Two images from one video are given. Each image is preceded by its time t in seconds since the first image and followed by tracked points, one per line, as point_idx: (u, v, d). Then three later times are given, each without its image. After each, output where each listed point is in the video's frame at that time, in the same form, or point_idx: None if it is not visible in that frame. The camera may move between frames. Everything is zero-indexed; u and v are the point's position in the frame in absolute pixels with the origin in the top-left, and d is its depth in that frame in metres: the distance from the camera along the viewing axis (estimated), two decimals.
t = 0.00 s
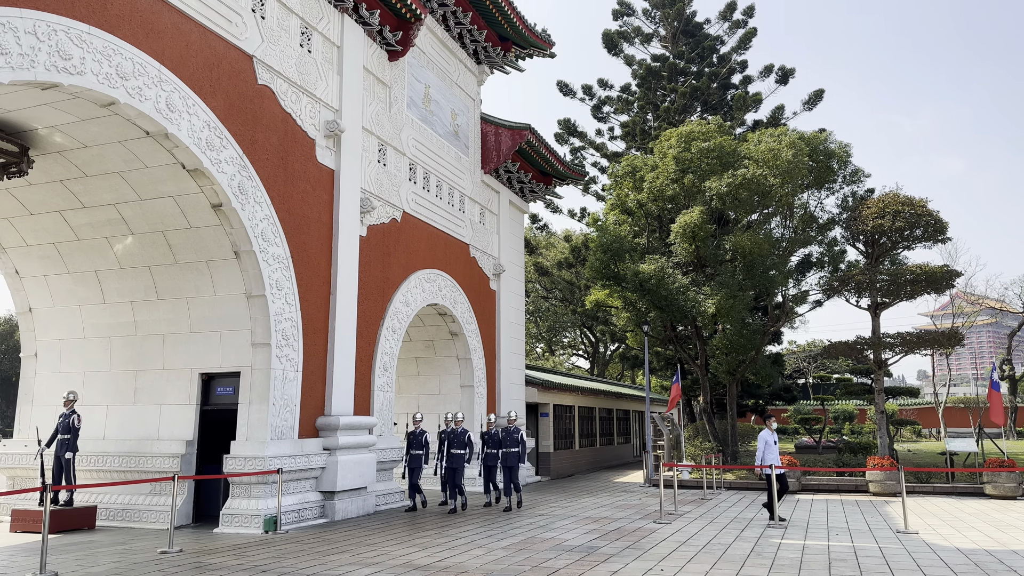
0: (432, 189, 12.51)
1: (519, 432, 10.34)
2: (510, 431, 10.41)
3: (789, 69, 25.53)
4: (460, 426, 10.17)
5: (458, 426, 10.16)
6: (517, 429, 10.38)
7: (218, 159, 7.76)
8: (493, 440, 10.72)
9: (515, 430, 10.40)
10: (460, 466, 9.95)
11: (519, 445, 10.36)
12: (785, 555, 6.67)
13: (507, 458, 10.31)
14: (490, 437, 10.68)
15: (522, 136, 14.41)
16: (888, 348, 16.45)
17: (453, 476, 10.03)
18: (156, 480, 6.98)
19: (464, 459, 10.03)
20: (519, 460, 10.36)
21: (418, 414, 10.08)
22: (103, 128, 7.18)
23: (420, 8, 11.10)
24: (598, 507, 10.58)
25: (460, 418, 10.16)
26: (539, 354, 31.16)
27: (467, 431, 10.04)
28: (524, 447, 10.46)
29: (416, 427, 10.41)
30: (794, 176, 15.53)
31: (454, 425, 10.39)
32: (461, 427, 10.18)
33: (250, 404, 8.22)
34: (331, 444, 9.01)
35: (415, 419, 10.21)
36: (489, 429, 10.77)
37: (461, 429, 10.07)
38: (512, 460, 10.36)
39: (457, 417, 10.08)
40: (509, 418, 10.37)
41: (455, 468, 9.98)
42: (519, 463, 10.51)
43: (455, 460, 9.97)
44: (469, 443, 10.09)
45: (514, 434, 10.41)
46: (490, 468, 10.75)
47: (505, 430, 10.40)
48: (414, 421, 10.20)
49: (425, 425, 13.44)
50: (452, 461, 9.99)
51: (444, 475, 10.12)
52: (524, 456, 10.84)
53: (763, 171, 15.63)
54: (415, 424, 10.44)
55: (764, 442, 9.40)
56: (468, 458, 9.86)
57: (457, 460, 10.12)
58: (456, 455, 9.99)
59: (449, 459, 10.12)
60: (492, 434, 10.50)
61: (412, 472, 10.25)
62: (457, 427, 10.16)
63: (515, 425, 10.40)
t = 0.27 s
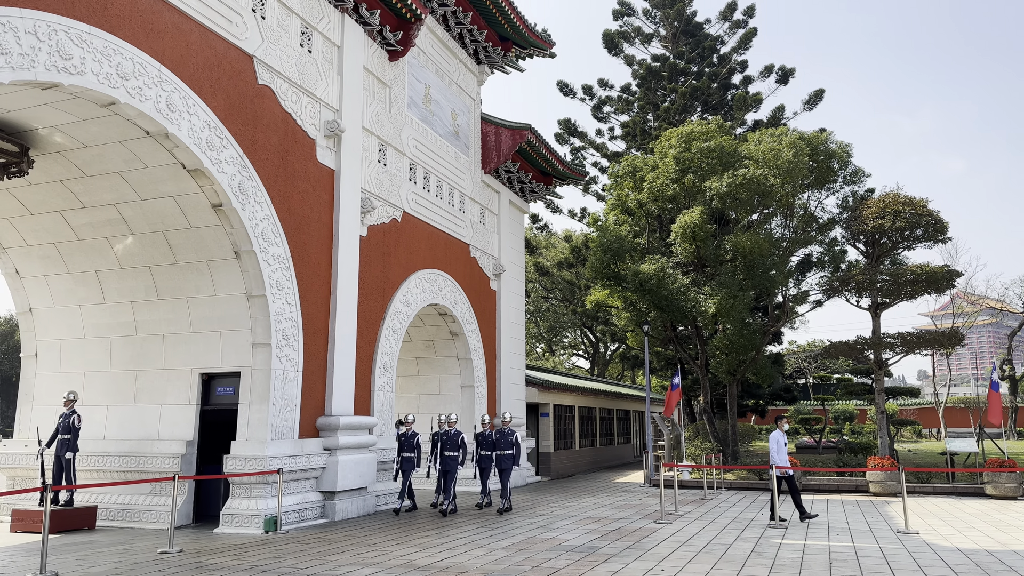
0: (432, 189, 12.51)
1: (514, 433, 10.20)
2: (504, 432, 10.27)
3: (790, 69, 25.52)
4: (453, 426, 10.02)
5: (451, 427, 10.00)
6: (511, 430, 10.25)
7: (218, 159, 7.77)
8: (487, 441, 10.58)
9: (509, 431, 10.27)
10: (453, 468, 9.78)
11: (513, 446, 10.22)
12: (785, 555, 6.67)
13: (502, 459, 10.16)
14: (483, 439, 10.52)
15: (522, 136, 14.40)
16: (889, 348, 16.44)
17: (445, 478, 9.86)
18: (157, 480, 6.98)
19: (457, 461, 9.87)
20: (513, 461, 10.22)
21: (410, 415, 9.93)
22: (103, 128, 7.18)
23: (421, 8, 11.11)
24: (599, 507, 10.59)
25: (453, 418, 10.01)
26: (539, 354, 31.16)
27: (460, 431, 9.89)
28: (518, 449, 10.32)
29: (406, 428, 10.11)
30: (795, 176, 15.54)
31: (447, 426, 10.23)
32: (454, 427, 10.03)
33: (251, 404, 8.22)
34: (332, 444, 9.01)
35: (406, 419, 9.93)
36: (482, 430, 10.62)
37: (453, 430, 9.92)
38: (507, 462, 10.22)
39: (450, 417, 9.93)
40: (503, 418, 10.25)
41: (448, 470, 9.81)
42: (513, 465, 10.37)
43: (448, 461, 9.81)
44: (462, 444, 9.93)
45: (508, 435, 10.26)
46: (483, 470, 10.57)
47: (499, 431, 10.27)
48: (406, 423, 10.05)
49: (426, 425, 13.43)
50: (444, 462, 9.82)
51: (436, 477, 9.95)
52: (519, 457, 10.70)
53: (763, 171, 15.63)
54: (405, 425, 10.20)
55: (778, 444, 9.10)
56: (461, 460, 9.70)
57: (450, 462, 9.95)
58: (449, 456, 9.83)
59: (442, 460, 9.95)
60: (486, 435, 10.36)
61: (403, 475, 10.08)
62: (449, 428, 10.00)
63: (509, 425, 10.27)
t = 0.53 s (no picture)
0: (433, 189, 12.51)
1: (508, 431, 10.14)
2: (498, 430, 10.19)
3: (790, 69, 25.51)
4: (446, 425, 9.91)
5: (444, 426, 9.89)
6: (505, 428, 10.18)
7: (219, 159, 7.76)
8: (480, 440, 10.44)
9: (503, 429, 10.20)
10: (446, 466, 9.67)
11: (507, 444, 10.15)
12: (786, 555, 6.67)
13: (496, 458, 10.08)
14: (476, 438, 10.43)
15: (522, 136, 14.39)
16: (889, 348, 16.44)
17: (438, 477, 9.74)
18: (157, 480, 6.98)
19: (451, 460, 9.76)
20: (507, 460, 10.15)
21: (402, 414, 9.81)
22: (103, 128, 7.18)
23: (421, 8, 11.11)
24: (599, 508, 10.58)
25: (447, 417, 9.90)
26: (539, 354, 31.16)
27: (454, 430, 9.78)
28: (512, 448, 10.21)
29: (399, 427, 9.93)
30: (795, 176, 15.54)
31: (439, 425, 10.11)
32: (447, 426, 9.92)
33: (251, 404, 8.22)
34: (332, 444, 9.00)
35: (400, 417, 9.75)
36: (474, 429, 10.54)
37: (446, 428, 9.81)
38: (500, 461, 10.14)
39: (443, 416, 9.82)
40: (497, 417, 10.18)
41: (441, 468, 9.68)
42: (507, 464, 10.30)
43: (442, 460, 9.69)
44: (455, 443, 9.82)
45: (503, 433, 10.19)
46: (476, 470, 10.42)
47: (493, 429, 10.19)
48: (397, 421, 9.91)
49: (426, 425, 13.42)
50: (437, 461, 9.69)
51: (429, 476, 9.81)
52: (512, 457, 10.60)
53: (764, 171, 15.63)
54: (397, 424, 10.01)
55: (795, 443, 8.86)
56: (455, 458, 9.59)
57: (443, 461, 9.81)
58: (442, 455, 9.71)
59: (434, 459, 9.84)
60: (479, 434, 10.27)
61: (394, 474, 9.93)
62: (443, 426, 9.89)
63: (504, 424, 10.20)
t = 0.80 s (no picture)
0: (433, 189, 12.51)
1: (502, 433, 9.98)
2: (491, 432, 10.01)
3: (790, 69, 25.51)
4: (438, 427, 9.72)
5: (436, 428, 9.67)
6: (499, 430, 10.01)
7: (219, 159, 7.76)
8: (473, 441, 10.24)
9: (496, 431, 10.04)
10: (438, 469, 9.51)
11: (501, 447, 9.98)
12: (787, 555, 6.66)
13: (489, 461, 9.88)
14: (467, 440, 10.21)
15: (523, 136, 14.38)
16: (890, 348, 16.42)
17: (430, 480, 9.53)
18: (157, 480, 6.97)
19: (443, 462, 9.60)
20: (500, 463, 9.97)
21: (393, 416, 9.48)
22: (103, 128, 7.17)
23: (421, 8, 11.10)
24: (599, 508, 10.56)
25: (438, 418, 9.70)
26: (539, 354, 31.16)
27: (447, 432, 9.62)
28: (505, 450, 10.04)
29: (390, 429, 9.47)
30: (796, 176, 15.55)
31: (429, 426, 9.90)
32: (439, 427, 9.71)
33: (251, 404, 8.21)
34: (332, 445, 8.98)
35: (393, 420, 9.34)
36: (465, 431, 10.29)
37: (438, 430, 9.63)
38: (494, 463, 9.96)
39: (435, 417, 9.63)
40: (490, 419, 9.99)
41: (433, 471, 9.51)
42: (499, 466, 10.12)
43: (434, 463, 9.53)
44: (447, 446, 9.68)
45: (496, 435, 10.01)
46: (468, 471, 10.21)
47: (486, 431, 9.99)
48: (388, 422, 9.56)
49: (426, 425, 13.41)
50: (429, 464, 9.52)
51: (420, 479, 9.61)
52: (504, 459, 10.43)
53: (764, 171, 15.62)
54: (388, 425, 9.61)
55: (807, 439, 8.89)
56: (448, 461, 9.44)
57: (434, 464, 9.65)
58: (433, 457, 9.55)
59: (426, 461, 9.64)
60: (472, 435, 10.05)
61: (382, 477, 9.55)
62: (435, 428, 9.68)
63: (496, 426, 10.04)
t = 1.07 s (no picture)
0: (434, 188, 12.50)
1: (495, 431, 9.74)
2: (484, 430, 9.76)
3: (791, 68, 25.48)
4: (429, 425, 9.51)
5: (427, 426, 9.52)
6: (492, 428, 9.76)
7: (220, 158, 7.76)
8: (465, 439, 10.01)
9: (490, 429, 9.79)
10: (429, 468, 9.33)
11: (494, 445, 9.73)
12: (788, 555, 6.65)
13: (482, 459, 9.62)
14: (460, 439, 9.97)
15: (523, 136, 14.35)
16: (891, 348, 16.41)
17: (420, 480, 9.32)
18: (158, 480, 6.96)
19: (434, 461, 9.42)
20: (493, 462, 9.71)
21: (383, 414, 9.28)
22: (104, 128, 7.17)
23: (422, 7, 11.10)
24: (600, 508, 10.56)
25: (430, 416, 9.53)
26: (540, 354, 31.16)
27: (438, 430, 9.45)
28: (499, 449, 9.79)
29: (380, 426, 9.32)
30: (797, 176, 15.54)
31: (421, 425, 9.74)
32: (430, 425, 9.55)
33: (252, 404, 8.21)
34: (333, 445, 8.97)
35: (382, 416, 9.18)
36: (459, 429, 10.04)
37: (430, 429, 9.48)
38: (486, 462, 9.72)
39: (426, 416, 9.48)
40: (484, 416, 9.72)
41: (423, 470, 9.33)
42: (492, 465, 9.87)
43: (425, 462, 9.32)
44: (438, 445, 9.50)
45: (490, 434, 9.76)
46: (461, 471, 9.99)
47: (479, 429, 9.75)
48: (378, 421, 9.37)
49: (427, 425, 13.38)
50: (419, 463, 9.36)
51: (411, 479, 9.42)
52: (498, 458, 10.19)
53: (765, 171, 15.61)
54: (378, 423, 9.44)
55: (824, 440, 8.93)
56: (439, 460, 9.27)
57: (425, 463, 9.43)
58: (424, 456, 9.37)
59: (416, 461, 9.42)
60: (465, 434, 9.81)
61: (372, 477, 9.32)
62: (426, 426, 9.52)
63: (490, 423, 9.80)
